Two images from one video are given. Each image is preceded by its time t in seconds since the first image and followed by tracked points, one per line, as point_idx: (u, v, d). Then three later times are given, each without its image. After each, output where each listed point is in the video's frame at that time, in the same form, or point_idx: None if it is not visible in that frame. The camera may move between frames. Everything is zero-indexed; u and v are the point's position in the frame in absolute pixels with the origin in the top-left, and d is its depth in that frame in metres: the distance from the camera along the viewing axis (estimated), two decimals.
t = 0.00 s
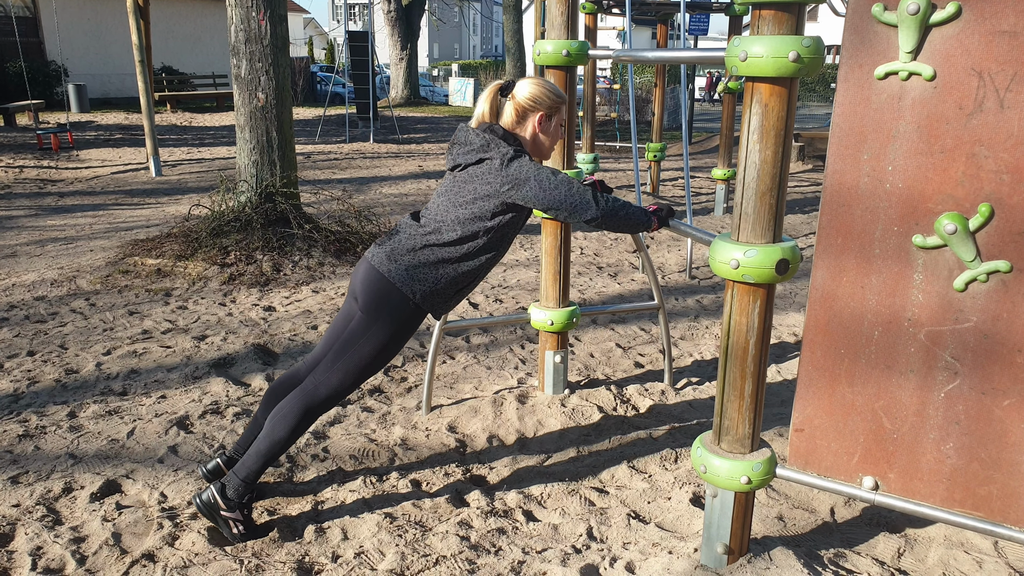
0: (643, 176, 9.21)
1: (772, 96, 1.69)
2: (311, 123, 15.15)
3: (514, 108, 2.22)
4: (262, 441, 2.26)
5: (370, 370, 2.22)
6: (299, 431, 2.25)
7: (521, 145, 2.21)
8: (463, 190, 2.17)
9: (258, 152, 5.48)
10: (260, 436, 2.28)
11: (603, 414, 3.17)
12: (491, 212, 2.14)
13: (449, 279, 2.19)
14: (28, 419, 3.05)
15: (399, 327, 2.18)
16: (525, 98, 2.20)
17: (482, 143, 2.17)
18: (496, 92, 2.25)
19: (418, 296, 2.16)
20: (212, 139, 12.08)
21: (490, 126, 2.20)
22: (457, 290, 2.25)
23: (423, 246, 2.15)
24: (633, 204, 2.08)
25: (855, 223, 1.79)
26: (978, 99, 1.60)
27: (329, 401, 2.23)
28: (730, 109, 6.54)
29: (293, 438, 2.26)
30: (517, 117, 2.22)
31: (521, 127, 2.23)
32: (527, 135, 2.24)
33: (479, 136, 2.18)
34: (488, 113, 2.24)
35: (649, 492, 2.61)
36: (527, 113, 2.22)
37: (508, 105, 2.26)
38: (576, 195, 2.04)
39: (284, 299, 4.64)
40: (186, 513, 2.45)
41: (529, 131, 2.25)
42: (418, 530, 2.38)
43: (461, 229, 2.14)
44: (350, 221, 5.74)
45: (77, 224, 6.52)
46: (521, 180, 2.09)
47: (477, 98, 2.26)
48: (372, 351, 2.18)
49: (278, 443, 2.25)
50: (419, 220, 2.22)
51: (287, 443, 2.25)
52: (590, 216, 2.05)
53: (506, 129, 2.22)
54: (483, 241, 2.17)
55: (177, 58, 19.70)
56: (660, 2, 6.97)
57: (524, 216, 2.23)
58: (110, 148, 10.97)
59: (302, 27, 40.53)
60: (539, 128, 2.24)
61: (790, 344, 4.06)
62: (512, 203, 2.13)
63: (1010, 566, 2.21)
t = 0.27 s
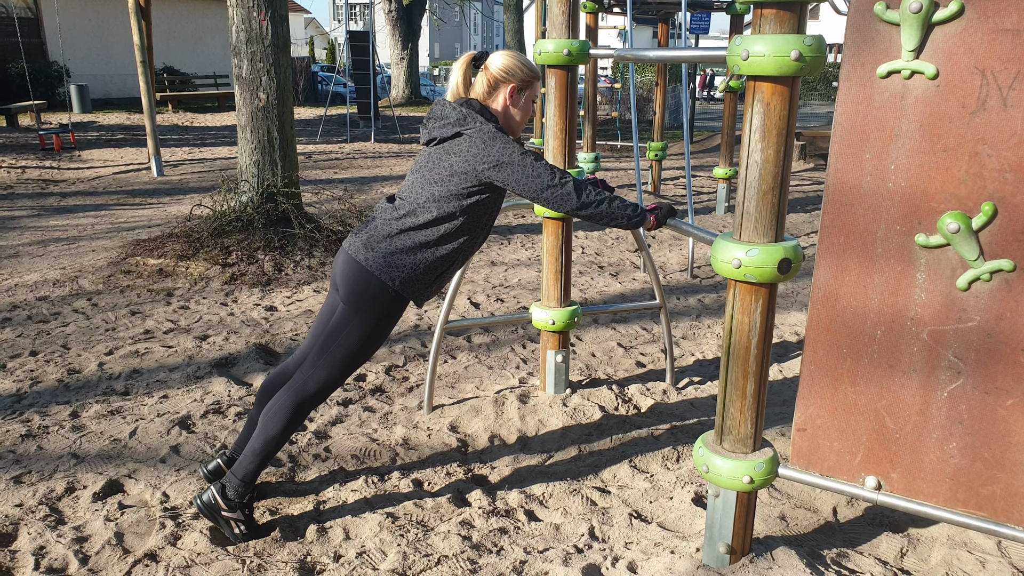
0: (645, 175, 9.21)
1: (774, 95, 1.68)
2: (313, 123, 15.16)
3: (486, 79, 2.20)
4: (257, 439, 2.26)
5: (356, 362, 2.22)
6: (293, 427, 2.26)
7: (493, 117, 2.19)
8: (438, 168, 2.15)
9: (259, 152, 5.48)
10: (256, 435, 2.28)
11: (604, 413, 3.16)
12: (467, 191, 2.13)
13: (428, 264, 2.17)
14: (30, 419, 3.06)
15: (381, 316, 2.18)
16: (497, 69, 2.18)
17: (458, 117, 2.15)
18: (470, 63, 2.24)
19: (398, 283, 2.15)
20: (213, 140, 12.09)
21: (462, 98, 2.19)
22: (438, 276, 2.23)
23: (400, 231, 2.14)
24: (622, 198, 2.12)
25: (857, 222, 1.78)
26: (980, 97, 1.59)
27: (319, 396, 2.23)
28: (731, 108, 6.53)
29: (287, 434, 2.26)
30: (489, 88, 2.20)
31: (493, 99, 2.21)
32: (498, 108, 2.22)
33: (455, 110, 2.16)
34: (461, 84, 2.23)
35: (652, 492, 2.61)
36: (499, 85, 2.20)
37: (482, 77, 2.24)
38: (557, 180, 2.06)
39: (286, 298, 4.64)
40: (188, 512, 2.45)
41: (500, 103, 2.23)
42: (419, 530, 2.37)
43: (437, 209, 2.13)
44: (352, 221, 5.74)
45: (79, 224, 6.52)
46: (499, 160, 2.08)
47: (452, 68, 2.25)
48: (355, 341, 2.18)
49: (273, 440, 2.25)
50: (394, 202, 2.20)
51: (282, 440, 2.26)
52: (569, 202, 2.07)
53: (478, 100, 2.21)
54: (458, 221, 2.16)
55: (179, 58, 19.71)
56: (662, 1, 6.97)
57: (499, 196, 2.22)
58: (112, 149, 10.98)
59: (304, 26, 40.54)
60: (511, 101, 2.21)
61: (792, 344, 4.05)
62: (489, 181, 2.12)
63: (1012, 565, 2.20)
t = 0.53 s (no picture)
0: (644, 175, 9.21)
1: (774, 95, 1.68)
2: (312, 121, 15.14)
3: (484, 77, 2.21)
4: (255, 439, 2.26)
5: (354, 360, 2.23)
6: (291, 426, 2.26)
7: (491, 115, 2.20)
8: (437, 166, 2.14)
9: (258, 151, 5.47)
10: (253, 434, 2.29)
11: (604, 413, 3.17)
12: (466, 189, 2.13)
13: (426, 262, 2.17)
14: (28, 419, 3.06)
15: (379, 315, 2.18)
16: (495, 66, 2.19)
17: (457, 115, 2.16)
18: (468, 60, 2.25)
19: (395, 282, 2.15)
20: (212, 138, 12.07)
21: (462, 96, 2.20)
22: (435, 275, 2.23)
23: (397, 229, 2.14)
24: (621, 198, 2.13)
25: (856, 222, 1.78)
26: (979, 98, 1.59)
27: (318, 395, 2.23)
28: (731, 108, 6.53)
29: (286, 433, 2.26)
30: (488, 85, 2.21)
31: (491, 96, 2.22)
32: (497, 106, 2.23)
33: (455, 108, 2.17)
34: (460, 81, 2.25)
35: (651, 492, 2.61)
36: (497, 83, 2.21)
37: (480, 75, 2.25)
38: (557, 181, 2.06)
39: (285, 298, 4.64)
40: (187, 512, 2.46)
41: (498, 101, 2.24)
42: (419, 529, 2.38)
43: (435, 208, 2.12)
44: (351, 220, 5.74)
45: (77, 223, 6.51)
46: (498, 158, 2.08)
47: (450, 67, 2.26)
48: (353, 340, 2.18)
49: (271, 439, 2.26)
50: (392, 200, 2.20)
51: (281, 438, 2.26)
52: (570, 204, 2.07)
53: (476, 98, 2.22)
54: (456, 220, 2.15)
55: (177, 57, 19.69)
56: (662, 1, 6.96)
57: (498, 195, 2.21)
58: (111, 147, 10.97)
59: (303, 25, 40.50)
60: (509, 99, 2.22)
61: (792, 344, 4.06)
62: (488, 180, 2.12)
63: (1011, 565, 2.20)
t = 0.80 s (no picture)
0: (642, 175, 9.20)
1: (772, 95, 1.68)
2: (311, 121, 15.13)
3: (482, 77, 2.20)
4: (253, 439, 2.26)
5: (353, 361, 2.22)
6: (290, 427, 2.25)
7: (490, 115, 2.19)
8: (436, 167, 2.14)
9: (256, 151, 5.46)
10: (251, 434, 2.29)
11: (602, 413, 3.16)
12: (465, 190, 2.12)
13: (425, 263, 2.16)
14: (26, 419, 3.05)
15: (379, 316, 2.17)
16: (492, 66, 2.19)
17: (456, 116, 2.15)
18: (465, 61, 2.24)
19: (395, 283, 2.14)
20: (210, 138, 12.05)
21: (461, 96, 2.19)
22: (435, 276, 2.22)
23: (397, 231, 2.13)
24: (620, 197, 2.13)
25: (854, 222, 1.78)
26: (978, 98, 1.59)
27: (318, 396, 2.22)
28: (729, 108, 6.53)
29: (285, 434, 2.25)
30: (486, 86, 2.21)
31: (490, 96, 2.21)
32: (495, 106, 2.22)
33: (453, 108, 2.16)
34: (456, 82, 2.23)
35: (649, 492, 2.61)
36: (495, 82, 2.20)
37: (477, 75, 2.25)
38: (556, 183, 2.05)
39: (283, 298, 4.63)
40: (185, 512, 2.45)
41: (496, 101, 2.23)
42: (417, 529, 2.37)
43: (435, 209, 2.12)
44: (349, 220, 5.73)
45: (75, 223, 6.50)
46: (497, 159, 2.07)
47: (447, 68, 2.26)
48: (352, 341, 2.17)
49: (269, 440, 2.25)
50: (392, 201, 2.19)
51: (280, 439, 2.25)
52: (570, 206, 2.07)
53: (474, 98, 2.21)
54: (456, 220, 2.15)
55: (175, 57, 19.67)
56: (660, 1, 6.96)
57: (498, 195, 2.21)
58: (109, 147, 10.94)
59: (301, 25, 40.47)
60: (507, 99, 2.22)
61: (789, 344, 4.05)
62: (487, 181, 2.11)
63: (1009, 565, 2.20)
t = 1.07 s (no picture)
0: (642, 174, 9.20)
1: (772, 94, 1.68)
2: (310, 121, 15.12)
3: (493, 87, 2.21)
4: (255, 439, 2.26)
5: (358, 363, 2.21)
6: (293, 428, 2.25)
7: (502, 124, 2.20)
8: (446, 175, 2.15)
9: (256, 150, 5.46)
10: (253, 434, 2.28)
11: (601, 412, 3.16)
12: (474, 197, 2.12)
13: (433, 268, 2.16)
14: (26, 418, 3.04)
15: (385, 320, 2.17)
16: (502, 75, 2.20)
17: (465, 126, 2.16)
18: (474, 71, 2.24)
19: (402, 286, 2.14)
20: (210, 138, 12.04)
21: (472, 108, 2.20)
22: (442, 281, 2.22)
23: (406, 236, 2.13)
24: (629, 200, 2.12)
25: (854, 221, 1.78)
26: (978, 97, 1.59)
27: (321, 398, 2.22)
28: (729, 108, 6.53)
29: (287, 435, 2.25)
30: (496, 95, 2.22)
31: (500, 105, 2.22)
32: (506, 115, 2.23)
33: (462, 120, 2.17)
34: (466, 92, 2.24)
35: (649, 491, 2.61)
36: (506, 91, 2.21)
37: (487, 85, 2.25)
38: (566, 190, 2.05)
39: (282, 297, 4.63)
40: (185, 512, 2.45)
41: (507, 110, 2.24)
42: (416, 529, 2.37)
43: (444, 215, 2.12)
44: (349, 220, 5.72)
45: (75, 223, 6.49)
46: (506, 167, 2.08)
47: (455, 79, 2.26)
48: (358, 343, 2.17)
49: (271, 440, 2.25)
50: (403, 208, 2.20)
51: (282, 440, 2.25)
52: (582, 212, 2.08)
53: (485, 108, 2.22)
54: (465, 227, 2.14)
55: (175, 57, 19.66)
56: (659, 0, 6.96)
57: (508, 203, 2.21)
58: (108, 147, 10.93)
59: (300, 25, 40.46)
60: (518, 107, 2.23)
61: (789, 343, 4.05)
62: (496, 188, 2.11)
63: (1009, 565, 2.20)
